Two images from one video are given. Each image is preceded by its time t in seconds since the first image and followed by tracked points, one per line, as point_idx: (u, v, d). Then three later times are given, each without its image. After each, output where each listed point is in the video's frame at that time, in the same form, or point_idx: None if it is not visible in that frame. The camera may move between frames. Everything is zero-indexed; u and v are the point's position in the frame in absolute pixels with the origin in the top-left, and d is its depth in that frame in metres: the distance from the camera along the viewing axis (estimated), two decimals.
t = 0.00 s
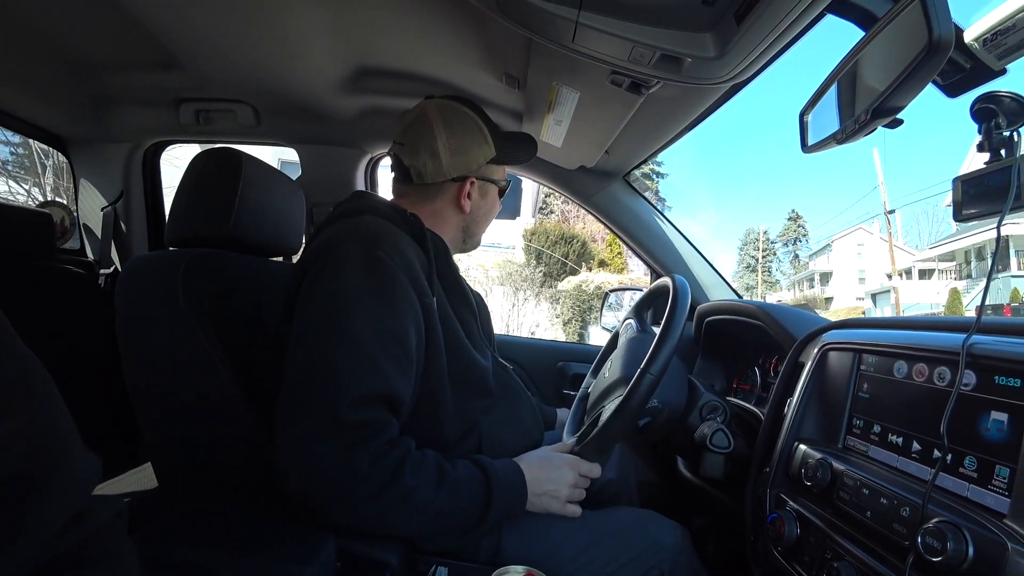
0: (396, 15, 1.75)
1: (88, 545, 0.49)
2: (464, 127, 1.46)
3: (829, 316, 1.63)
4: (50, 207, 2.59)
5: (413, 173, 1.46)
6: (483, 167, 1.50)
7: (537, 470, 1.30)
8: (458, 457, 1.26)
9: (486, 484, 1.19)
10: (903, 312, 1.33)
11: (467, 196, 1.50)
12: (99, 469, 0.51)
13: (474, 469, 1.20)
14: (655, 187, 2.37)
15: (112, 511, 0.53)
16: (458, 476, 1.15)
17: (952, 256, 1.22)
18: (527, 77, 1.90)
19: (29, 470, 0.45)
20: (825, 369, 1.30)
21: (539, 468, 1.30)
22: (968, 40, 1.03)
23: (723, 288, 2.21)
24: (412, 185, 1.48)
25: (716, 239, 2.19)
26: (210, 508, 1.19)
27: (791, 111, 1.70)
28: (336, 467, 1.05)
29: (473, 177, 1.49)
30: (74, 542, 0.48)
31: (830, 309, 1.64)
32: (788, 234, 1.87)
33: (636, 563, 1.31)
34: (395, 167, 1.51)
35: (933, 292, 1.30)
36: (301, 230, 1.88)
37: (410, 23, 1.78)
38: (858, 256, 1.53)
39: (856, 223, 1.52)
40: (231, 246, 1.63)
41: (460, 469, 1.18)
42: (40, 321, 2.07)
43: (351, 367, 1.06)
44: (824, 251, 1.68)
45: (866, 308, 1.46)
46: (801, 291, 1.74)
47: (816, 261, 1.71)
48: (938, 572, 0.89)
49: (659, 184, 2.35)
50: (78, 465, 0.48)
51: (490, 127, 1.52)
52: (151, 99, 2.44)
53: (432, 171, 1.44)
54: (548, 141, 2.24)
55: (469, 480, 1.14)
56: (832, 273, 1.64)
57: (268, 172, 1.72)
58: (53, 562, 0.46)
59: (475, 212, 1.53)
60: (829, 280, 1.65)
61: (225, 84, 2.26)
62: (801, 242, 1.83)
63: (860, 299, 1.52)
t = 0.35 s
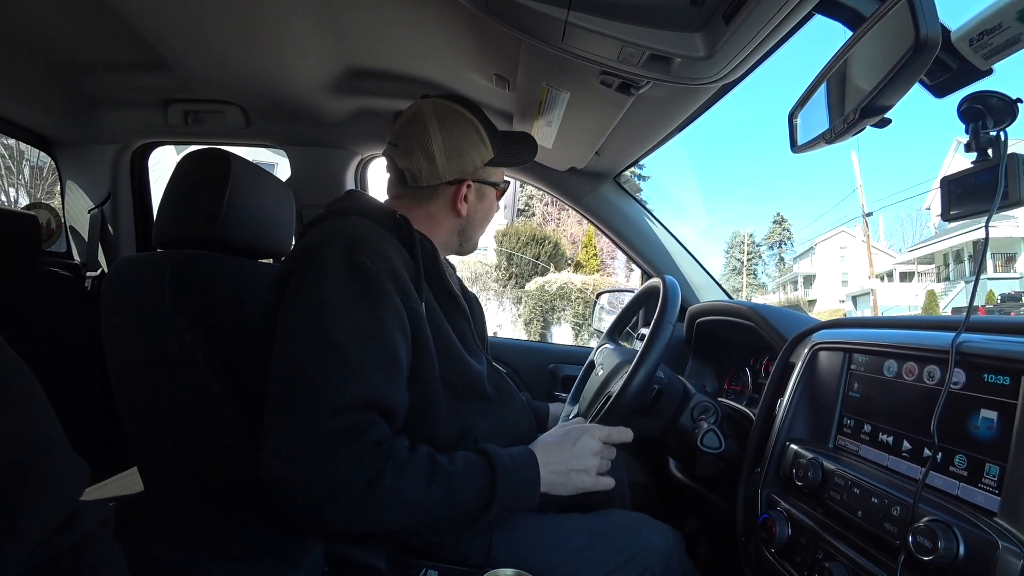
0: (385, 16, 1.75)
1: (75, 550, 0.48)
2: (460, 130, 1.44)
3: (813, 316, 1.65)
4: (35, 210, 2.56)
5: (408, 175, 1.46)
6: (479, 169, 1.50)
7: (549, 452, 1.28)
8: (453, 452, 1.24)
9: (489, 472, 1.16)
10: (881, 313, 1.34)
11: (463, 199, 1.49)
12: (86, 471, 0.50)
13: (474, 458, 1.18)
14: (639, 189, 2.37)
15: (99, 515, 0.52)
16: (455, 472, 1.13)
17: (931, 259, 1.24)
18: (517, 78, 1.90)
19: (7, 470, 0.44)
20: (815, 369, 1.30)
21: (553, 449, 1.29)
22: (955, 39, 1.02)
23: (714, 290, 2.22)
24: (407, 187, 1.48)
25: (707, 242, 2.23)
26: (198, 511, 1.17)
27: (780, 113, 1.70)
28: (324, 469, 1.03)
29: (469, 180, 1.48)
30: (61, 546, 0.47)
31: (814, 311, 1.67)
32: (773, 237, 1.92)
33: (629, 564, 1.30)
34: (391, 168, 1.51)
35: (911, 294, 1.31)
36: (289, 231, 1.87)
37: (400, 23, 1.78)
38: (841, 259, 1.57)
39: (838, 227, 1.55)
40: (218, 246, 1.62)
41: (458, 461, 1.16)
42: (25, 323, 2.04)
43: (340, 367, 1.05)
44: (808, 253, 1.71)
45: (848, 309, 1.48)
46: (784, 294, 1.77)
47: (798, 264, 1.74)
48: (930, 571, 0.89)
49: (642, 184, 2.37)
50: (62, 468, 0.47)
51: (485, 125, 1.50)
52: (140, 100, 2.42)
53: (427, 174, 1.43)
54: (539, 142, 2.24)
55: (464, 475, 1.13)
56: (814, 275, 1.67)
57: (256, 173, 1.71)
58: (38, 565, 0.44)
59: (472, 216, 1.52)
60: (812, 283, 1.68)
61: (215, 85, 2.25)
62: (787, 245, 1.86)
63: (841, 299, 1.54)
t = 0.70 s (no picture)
0: (376, 15, 1.75)
1: (74, 552, 0.49)
2: (473, 136, 1.45)
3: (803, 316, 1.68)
4: (25, 209, 2.61)
5: (419, 177, 1.45)
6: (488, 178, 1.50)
7: (554, 435, 1.25)
8: (451, 444, 1.23)
9: (488, 461, 1.13)
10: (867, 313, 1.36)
11: (471, 206, 1.49)
12: (86, 474, 0.50)
13: (472, 448, 1.16)
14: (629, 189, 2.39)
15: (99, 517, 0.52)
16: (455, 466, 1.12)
17: (917, 260, 1.26)
18: (509, 78, 1.90)
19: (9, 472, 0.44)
20: (806, 366, 1.31)
21: (556, 433, 1.25)
22: (941, 41, 1.04)
23: (707, 289, 2.25)
24: (417, 191, 1.47)
25: (699, 241, 2.22)
26: (190, 512, 1.17)
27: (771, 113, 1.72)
28: (319, 470, 1.03)
29: (478, 188, 1.49)
30: (65, 548, 0.47)
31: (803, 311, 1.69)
32: (762, 238, 1.94)
33: (623, 562, 1.31)
34: (400, 169, 1.50)
35: (897, 294, 1.33)
36: (282, 231, 1.86)
37: (393, 22, 1.78)
38: (829, 259, 1.60)
39: (826, 227, 1.59)
40: (210, 247, 1.61)
41: (454, 453, 1.15)
42: (14, 324, 2.02)
43: (334, 367, 1.05)
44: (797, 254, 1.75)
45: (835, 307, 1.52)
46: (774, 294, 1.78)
47: (786, 264, 1.78)
48: (918, 564, 0.90)
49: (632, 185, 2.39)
50: (64, 470, 0.47)
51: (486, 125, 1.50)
52: (130, 100, 2.41)
53: (439, 178, 1.43)
54: (533, 141, 2.24)
55: (462, 471, 1.12)
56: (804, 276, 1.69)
57: (248, 173, 1.70)
58: (41, 566, 0.45)
59: (477, 224, 1.53)
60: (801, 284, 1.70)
61: (206, 85, 2.24)
62: (776, 245, 1.88)
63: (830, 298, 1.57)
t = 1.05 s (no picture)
0: (372, 14, 1.75)
1: (72, 554, 0.49)
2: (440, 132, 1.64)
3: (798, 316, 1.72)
4: (19, 209, 2.59)
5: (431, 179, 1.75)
6: (439, 160, 1.56)
7: (552, 435, 1.25)
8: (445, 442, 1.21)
9: (481, 460, 1.13)
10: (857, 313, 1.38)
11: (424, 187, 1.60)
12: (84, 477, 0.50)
13: (466, 448, 1.15)
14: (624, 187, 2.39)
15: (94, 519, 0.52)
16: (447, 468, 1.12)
17: (910, 260, 1.29)
18: (505, 78, 1.91)
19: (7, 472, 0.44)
20: (802, 365, 1.32)
21: (552, 433, 1.25)
22: (935, 42, 1.05)
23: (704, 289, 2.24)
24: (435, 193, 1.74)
25: (695, 241, 2.26)
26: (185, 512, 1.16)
27: (765, 114, 1.73)
28: (316, 470, 1.03)
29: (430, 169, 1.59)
30: (63, 549, 0.47)
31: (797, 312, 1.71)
32: (757, 238, 1.95)
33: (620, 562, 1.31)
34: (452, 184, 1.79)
35: (889, 295, 1.35)
36: (278, 231, 1.85)
37: (390, 21, 1.78)
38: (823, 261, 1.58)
39: (820, 228, 1.56)
40: (206, 247, 1.61)
41: (449, 452, 1.14)
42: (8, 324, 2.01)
43: (331, 367, 1.05)
44: (790, 255, 1.73)
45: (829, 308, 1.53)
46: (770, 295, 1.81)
47: (780, 265, 1.78)
48: (912, 562, 0.91)
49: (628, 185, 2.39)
50: (63, 471, 0.47)
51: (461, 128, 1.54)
52: (126, 98, 2.40)
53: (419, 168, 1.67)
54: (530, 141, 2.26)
55: (456, 470, 1.11)
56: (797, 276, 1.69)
57: (244, 172, 1.70)
58: (38, 568, 0.45)
59: (429, 204, 1.57)
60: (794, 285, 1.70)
61: (202, 84, 2.23)
62: (771, 245, 1.89)
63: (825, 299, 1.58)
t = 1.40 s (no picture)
0: (378, 16, 1.74)
1: (78, 558, 0.48)
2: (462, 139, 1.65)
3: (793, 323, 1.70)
4: (20, 208, 2.53)
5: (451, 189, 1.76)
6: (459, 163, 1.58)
7: (573, 370, 1.18)
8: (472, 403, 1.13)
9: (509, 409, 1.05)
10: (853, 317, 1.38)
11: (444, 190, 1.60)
12: (80, 475, 0.51)
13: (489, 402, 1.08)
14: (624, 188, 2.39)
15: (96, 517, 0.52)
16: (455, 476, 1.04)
17: (907, 265, 1.29)
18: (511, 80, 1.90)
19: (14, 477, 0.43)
20: (806, 370, 1.33)
21: (570, 369, 1.18)
22: (941, 50, 1.05)
23: (705, 292, 2.23)
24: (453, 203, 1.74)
25: (695, 244, 2.28)
26: (189, 515, 1.16)
27: (770, 118, 1.73)
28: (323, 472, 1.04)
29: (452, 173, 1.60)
30: (70, 554, 0.47)
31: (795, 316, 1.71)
32: (756, 241, 1.98)
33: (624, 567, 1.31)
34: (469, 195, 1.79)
35: (886, 300, 1.36)
36: (281, 233, 1.85)
37: (397, 24, 1.78)
38: (823, 264, 1.63)
39: (820, 232, 1.62)
40: (210, 248, 1.60)
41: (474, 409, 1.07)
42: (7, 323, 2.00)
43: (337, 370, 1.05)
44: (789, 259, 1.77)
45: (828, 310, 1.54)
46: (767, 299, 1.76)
47: (778, 268, 1.78)
48: (918, 568, 0.91)
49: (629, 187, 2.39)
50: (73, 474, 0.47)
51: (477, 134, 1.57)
52: (127, 97, 2.39)
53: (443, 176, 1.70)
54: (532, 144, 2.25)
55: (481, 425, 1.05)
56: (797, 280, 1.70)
57: (248, 174, 1.69)
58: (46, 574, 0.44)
59: (449, 206, 1.57)
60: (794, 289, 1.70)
61: (203, 83, 2.22)
62: (769, 249, 1.93)
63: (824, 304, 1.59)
